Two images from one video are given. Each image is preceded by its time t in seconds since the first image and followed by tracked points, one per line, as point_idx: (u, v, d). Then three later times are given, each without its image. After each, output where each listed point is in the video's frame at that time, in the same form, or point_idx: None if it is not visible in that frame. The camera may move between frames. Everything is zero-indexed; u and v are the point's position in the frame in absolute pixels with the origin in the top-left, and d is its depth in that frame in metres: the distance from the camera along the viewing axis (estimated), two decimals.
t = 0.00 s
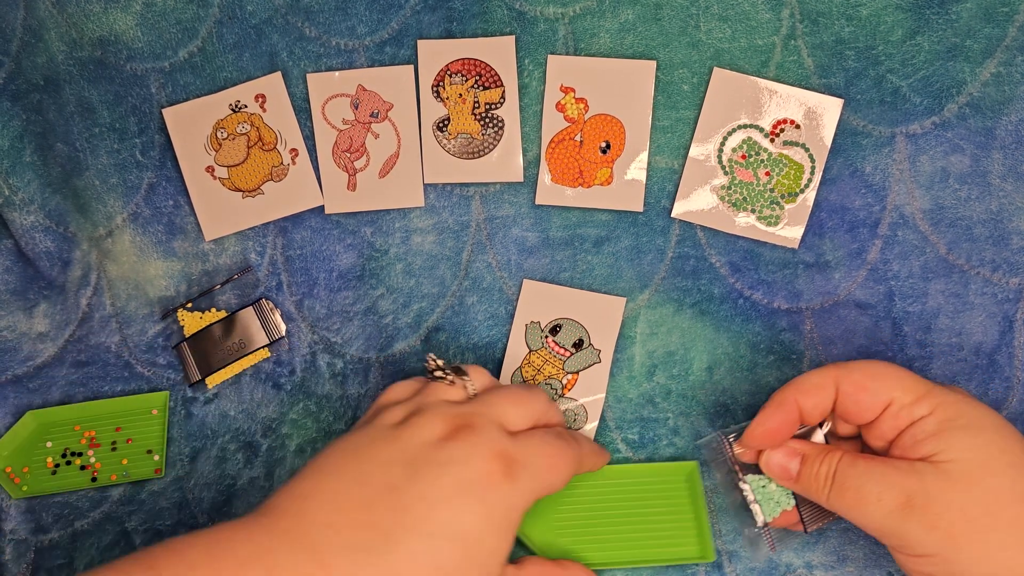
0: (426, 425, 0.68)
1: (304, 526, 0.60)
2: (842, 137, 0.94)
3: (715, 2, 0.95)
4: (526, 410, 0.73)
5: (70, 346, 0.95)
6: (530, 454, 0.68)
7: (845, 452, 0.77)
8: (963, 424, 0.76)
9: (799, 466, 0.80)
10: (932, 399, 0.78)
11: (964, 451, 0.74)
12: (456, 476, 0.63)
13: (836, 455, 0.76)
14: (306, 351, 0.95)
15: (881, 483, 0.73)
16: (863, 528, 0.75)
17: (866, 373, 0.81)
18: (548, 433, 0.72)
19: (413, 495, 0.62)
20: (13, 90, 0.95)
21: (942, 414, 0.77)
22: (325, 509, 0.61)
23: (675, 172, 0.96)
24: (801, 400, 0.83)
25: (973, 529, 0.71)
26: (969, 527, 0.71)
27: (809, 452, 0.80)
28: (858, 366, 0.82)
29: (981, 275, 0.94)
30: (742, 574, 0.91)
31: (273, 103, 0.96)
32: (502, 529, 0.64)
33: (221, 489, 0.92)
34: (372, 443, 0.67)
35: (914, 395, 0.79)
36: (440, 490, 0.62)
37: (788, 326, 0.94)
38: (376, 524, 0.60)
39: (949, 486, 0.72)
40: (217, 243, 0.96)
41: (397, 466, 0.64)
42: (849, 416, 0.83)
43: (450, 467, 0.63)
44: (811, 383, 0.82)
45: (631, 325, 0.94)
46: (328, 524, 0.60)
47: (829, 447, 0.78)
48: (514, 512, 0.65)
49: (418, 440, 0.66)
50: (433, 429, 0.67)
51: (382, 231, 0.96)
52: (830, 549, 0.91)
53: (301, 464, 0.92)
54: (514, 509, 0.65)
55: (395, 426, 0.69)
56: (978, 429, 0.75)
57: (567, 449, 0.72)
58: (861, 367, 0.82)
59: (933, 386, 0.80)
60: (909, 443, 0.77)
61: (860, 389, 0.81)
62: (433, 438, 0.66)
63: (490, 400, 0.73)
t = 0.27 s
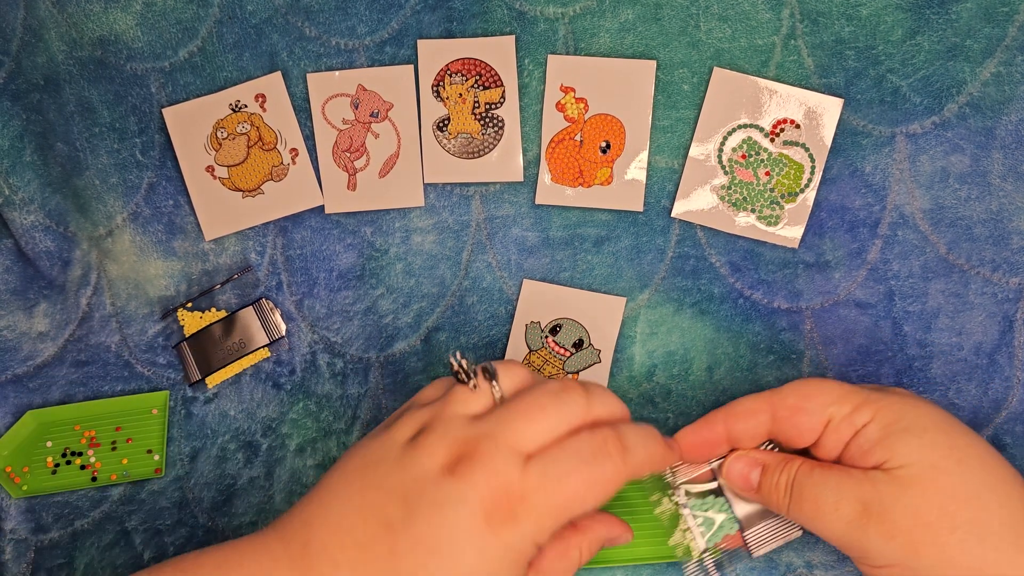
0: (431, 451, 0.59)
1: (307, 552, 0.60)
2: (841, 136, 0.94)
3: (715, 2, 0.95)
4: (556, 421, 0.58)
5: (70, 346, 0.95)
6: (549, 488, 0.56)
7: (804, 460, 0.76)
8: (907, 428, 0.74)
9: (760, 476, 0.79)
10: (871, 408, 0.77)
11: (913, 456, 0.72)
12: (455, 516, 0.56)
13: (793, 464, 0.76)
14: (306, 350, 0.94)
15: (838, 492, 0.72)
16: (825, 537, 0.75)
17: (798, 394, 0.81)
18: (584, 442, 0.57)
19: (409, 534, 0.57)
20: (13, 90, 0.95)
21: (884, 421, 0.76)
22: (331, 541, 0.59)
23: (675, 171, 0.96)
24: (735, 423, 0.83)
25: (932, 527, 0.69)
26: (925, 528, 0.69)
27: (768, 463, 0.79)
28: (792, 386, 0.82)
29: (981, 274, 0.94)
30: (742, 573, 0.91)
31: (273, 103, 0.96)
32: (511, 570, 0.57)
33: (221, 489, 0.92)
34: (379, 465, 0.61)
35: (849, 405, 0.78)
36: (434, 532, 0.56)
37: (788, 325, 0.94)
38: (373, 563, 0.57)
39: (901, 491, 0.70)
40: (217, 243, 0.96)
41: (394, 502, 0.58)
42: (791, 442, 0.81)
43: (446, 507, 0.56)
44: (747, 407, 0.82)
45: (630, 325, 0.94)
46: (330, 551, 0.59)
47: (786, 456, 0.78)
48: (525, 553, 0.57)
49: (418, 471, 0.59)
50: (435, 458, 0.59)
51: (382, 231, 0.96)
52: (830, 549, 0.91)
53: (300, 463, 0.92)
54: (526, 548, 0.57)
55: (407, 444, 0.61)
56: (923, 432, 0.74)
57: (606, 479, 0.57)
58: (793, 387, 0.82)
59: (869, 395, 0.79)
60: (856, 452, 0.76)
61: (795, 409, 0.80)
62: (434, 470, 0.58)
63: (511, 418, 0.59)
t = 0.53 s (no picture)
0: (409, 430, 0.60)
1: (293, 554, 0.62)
2: (842, 137, 0.94)
3: (715, 2, 0.95)
4: (536, 415, 0.62)
5: (70, 346, 0.95)
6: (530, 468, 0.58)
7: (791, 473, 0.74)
8: (886, 431, 0.75)
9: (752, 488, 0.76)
10: (838, 420, 0.78)
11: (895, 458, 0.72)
12: (436, 490, 0.56)
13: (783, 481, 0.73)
14: (306, 350, 0.94)
15: (838, 492, 0.69)
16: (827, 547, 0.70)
17: (765, 416, 0.81)
18: (559, 430, 0.62)
19: (392, 508, 0.57)
20: (13, 89, 0.95)
21: (860, 428, 0.76)
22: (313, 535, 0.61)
23: (676, 172, 0.96)
24: (704, 442, 0.82)
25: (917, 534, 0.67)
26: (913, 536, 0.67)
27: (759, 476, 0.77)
28: (760, 408, 0.83)
29: (981, 275, 0.94)
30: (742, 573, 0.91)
31: (273, 103, 0.96)
32: (495, 542, 0.57)
33: (222, 488, 0.92)
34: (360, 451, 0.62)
35: (817, 421, 0.79)
36: (415, 505, 0.57)
37: (788, 326, 0.94)
38: (354, 548, 0.59)
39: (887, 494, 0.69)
40: (217, 243, 0.96)
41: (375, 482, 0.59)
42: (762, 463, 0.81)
43: (427, 482, 0.57)
44: (714, 427, 0.83)
45: (631, 325, 0.94)
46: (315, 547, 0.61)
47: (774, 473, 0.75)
48: (509, 523, 0.57)
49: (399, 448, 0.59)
50: (417, 431, 0.60)
51: (382, 231, 0.96)
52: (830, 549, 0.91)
53: (301, 463, 0.92)
54: (509, 517, 0.57)
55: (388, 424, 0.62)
56: (901, 433, 0.74)
57: (579, 461, 0.61)
58: (759, 410, 0.83)
59: (835, 410, 0.80)
60: (839, 462, 0.75)
61: (762, 429, 0.80)
62: (416, 441, 0.59)
63: (493, 399, 0.62)
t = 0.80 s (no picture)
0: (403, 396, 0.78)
1: (308, 519, 0.71)
2: (842, 137, 0.94)
3: (715, 1, 0.95)
4: (521, 403, 0.73)
5: (70, 346, 0.94)
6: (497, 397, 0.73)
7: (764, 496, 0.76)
8: (862, 446, 0.74)
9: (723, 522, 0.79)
10: (831, 423, 0.78)
11: (856, 481, 0.72)
12: (421, 416, 0.71)
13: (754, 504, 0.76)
14: (305, 350, 0.94)
15: (797, 521, 0.72)
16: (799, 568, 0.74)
17: (760, 417, 0.81)
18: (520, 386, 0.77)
19: (387, 444, 0.71)
20: (13, 90, 0.95)
21: (843, 436, 0.76)
22: (325, 495, 0.72)
23: (676, 172, 0.95)
24: (702, 448, 0.84)
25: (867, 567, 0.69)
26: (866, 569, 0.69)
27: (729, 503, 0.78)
28: (756, 408, 0.83)
29: (982, 275, 0.93)
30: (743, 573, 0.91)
31: (273, 102, 0.96)
32: (476, 455, 0.68)
33: (221, 489, 0.92)
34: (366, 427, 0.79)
35: (809, 424, 0.79)
36: (404, 435, 0.71)
37: (789, 326, 0.94)
38: (359, 489, 0.69)
39: (840, 527, 0.71)
40: (217, 243, 0.96)
41: (373, 436, 0.74)
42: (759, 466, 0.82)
43: (412, 414, 0.72)
44: (712, 432, 0.83)
45: (631, 325, 0.94)
46: (327, 507, 0.71)
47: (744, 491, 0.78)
48: (485, 437, 0.69)
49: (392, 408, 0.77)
50: (406, 398, 0.78)
51: (382, 231, 0.96)
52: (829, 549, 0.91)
53: (300, 464, 0.92)
54: (485, 432, 0.70)
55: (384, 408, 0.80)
56: (875, 449, 0.74)
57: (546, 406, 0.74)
58: (755, 411, 0.82)
59: (830, 411, 0.79)
60: (816, 473, 0.76)
61: (758, 433, 0.81)
62: (403, 401, 0.76)
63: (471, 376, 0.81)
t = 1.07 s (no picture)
0: (422, 426, 0.76)
1: (321, 546, 0.68)
2: (843, 136, 0.94)
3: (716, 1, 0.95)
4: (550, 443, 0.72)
5: (70, 346, 0.94)
6: (527, 435, 0.72)
7: (744, 481, 0.79)
8: (836, 439, 0.75)
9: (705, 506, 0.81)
10: (813, 417, 0.78)
11: (824, 475, 0.73)
12: (450, 455, 0.69)
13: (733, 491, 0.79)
14: (305, 350, 0.94)
15: (772, 509, 0.75)
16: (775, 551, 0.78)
17: (752, 415, 0.83)
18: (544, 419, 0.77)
19: (413, 478, 0.69)
20: (13, 89, 0.95)
21: (820, 429, 0.77)
22: (339, 521, 0.70)
23: (676, 171, 0.95)
24: (708, 458, 0.85)
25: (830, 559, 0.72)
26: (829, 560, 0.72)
27: (711, 490, 0.81)
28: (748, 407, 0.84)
29: (983, 275, 0.93)
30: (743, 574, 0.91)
31: (273, 102, 0.96)
32: (505, 500, 0.67)
33: (221, 489, 0.92)
34: (379, 451, 0.76)
35: (795, 417, 0.80)
36: (431, 472, 0.68)
37: (789, 326, 0.94)
38: (380, 522, 0.67)
39: (806, 521, 0.73)
40: (216, 243, 0.96)
41: (393, 465, 0.72)
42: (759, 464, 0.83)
43: (439, 451, 0.70)
44: (711, 441, 0.85)
45: (631, 325, 0.94)
46: (342, 536, 0.68)
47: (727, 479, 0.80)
48: (514, 482, 0.68)
49: (412, 439, 0.74)
50: (427, 428, 0.75)
51: (382, 231, 0.95)
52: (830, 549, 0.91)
53: (300, 464, 0.92)
54: (514, 475, 0.69)
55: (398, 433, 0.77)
56: (849, 444, 0.74)
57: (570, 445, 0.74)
58: (748, 410, 0.84)
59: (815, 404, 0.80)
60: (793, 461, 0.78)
61: (751, 434, 0.82)
62: (425, 433, 0.74)
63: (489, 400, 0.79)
